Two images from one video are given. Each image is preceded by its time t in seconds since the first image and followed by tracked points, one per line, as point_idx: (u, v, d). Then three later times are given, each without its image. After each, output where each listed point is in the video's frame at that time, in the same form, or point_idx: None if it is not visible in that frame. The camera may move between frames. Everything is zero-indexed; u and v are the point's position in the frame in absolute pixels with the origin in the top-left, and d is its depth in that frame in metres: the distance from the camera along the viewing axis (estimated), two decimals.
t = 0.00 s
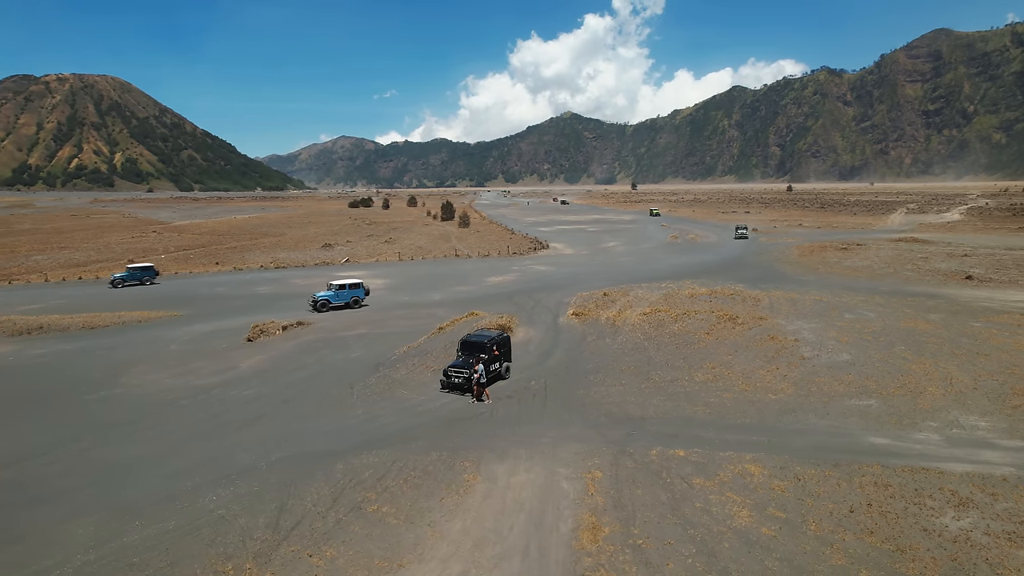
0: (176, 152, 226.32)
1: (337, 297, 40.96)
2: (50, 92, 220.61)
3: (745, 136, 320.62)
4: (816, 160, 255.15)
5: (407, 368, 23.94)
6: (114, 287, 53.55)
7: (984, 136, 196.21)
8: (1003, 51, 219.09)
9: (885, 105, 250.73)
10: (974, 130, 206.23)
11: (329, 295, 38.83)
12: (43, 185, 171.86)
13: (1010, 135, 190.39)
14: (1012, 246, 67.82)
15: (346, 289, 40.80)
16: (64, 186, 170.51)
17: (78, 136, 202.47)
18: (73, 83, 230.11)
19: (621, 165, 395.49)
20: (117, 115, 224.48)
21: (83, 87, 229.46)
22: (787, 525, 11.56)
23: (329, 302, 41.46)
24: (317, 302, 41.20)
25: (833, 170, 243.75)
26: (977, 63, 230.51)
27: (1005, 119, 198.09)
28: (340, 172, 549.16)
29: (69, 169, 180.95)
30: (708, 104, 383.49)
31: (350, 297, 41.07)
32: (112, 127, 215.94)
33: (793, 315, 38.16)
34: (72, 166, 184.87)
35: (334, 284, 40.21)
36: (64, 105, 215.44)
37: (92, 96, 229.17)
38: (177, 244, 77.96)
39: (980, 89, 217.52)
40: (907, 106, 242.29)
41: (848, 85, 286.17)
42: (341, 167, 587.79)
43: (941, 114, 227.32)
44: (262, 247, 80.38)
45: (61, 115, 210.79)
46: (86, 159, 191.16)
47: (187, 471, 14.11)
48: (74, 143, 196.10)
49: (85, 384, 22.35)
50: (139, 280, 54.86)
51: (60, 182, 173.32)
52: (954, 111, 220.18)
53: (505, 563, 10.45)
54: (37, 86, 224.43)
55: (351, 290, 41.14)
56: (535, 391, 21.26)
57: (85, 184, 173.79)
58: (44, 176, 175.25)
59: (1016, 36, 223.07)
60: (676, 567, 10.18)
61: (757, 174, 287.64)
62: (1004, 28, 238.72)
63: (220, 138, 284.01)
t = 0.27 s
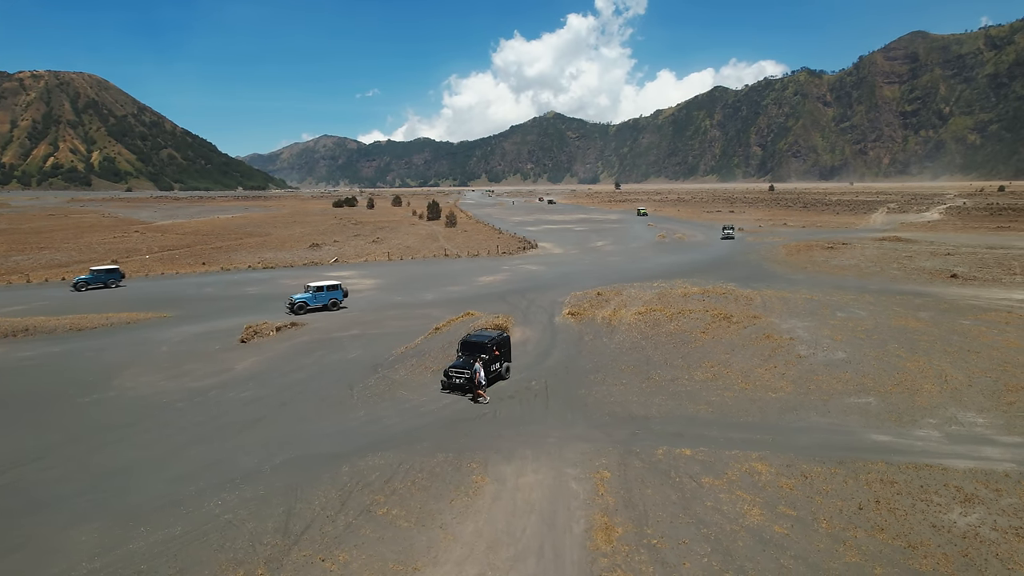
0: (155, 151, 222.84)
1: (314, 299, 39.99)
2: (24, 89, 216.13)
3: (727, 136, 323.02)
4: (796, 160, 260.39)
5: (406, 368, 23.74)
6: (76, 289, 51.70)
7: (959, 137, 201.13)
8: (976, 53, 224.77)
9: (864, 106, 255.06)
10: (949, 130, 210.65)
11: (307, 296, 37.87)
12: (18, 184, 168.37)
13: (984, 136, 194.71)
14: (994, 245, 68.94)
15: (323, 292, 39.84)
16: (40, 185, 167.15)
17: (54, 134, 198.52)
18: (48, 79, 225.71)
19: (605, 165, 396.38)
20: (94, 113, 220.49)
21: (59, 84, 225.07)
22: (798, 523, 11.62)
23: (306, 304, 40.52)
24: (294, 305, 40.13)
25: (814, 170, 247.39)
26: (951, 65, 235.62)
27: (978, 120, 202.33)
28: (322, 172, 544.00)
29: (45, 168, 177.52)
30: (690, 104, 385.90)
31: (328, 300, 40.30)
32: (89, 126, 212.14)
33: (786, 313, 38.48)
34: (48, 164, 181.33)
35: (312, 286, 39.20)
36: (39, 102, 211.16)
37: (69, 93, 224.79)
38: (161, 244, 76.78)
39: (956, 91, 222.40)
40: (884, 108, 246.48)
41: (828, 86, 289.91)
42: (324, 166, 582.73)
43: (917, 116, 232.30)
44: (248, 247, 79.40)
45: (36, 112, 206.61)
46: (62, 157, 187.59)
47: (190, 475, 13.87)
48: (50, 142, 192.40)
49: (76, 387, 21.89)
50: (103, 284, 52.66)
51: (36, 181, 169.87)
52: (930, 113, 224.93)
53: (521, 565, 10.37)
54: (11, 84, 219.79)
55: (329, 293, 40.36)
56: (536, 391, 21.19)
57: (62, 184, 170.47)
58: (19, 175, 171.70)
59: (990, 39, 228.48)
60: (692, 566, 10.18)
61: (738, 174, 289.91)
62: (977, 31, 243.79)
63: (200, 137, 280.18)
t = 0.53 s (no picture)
0: (134, 150, 219.39)
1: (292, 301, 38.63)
2: None
3: (709, 136, 325.43)
4: (777, 160, 261.82)
5: (405, 369, 23.54)
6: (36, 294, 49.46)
7: (936, 138, 204.69)
8: (953, 55, 229.79)
9: (843, 107, 258.42)
10: (926, 132, 213.60)
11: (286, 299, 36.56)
12: None
13: (960, 137, 197.48)
14: (976, 244, 69.94)
15: (301, 294, 38.52)
16: (15, 185, 163.77)
17: (30, 133, 194.65)
18: (23, 77, 221.19)
19: (589, 165, 396.91)
20: (71, 111, 216.52)
21: (34, 81, 220.76)
22: (809, 521, 11.67)
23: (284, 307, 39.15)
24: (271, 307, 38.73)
25: (795, 170, 250.73)
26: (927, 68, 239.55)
27: (954, 121, 205.38)
28: (303, 171, 538.44)
29: (20, 167, 173.98)
30: (673, 104, 388.10)
31: (306, 302, 39.15)
32: (66, 124, 208.29)
33: (779, 313, 38.83)
34: (23, 164, 177.71)
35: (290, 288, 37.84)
36: (14, 100, 206.83)
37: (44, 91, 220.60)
38: (145, 245, 75.60)
39: (932, 93, 227.08)
40: (862, 109, 249.29)
41: (808, 87, 293.62)
42: (306, 166, 577.41)
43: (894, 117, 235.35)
44: (234, 247, 78.39)
45: (10, 110, 202.26)
46: (37, 157, 183.92)
47: (193, 480, 13.63)
48: (25, 140, 188.66)
49: (68, 391, 21.44)
50: (64, 286, 50.07)
51: (11, 180, 166.37)
52: (906, 113, 227.87)
53: (537, 568, 10.30)
54: None
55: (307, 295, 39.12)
56: (537, 391, 21.11)
57: (38, 183, 167.16)
58: None
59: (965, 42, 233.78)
60: (708, 565, 10.17)
61: (720, 173, 292.15)
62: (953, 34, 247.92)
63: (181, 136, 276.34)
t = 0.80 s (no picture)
0: (113, 149, 215.92)
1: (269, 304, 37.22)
2: None
3: (691, 136, 328.39)
4: (760, 160, 263.05)
5: (404, 370, 23.36)
6: None
7: (913, 138, 214.38)
8: (929, 57, 238.81)
9: (824, 107, 265.49)
10: (904, 133, 223.27)
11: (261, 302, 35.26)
12: None
13: (936, 137, 206.10)
14: (957, 243, 71.30)
15: (278, 296, 36.90)
16: None
17: (4, 131, 190.45)
18: None
19: (572, 164, 397.78)
20: (47, 109, 212.45)
21: (8, 78, 216.23)
22: (820, 518, 11.74)
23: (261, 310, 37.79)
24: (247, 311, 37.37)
25: (776, 169, 254.79)
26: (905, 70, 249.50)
27: (931, 122, 214.56)
28: (285, 170, 532.72)
29: None
30: (655, 104, 390.84)
31: (283, 305, 37.56)
32: (42, 122, 204.29)
33: (773, 311, 39.25)
34: None
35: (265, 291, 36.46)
36: None
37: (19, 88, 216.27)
38: (129, 245, 74.39)
39: (910, 94, 235.38)
40: (843, 109, 257.39)
41: (789, 88, 298.11)
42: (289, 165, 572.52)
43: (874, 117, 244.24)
44: (220, 247, 77.36)
45: None
46: (12, 155, 180.15)
47: (197, 483, 13.40)
48: None
49: (60, 394, 20.96)
50: (24, 290, 48.84)
51: None
52: (885, 115, 236.64)
53: (554, 568, 10.25)
54: None
55: (284, 297, 37.53)
56: (539, 391, 21.06)
57: (13, 182, 163.52)
58: None
59: (941, 45, 241.65)
60: (725, 563, 10.19)
61: (703, 173, 294.88)
62: (928, 37, 256.15)
63: (160, 135, 272.40)
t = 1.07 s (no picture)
0: (90, 148, 212.08)
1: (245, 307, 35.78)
2: None
3: (673, 136, 329.64)
4: (742, 160, 270.16)
5: (404, 370, 23.18)
6: None
7: (893, 139, 217.55)
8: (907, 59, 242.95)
9: (804, 108, 269.30)
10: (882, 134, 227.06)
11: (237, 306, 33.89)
12: None
13: (914, 137, 210.74)
14: (940, 242, 72.25)
15: (255, 299, 35.24)
16: None
17: None
18: None
19: (556, 164, 397.71)
20: (22, 107, 207.97)
21: None
22: (830, 514, 11.83)
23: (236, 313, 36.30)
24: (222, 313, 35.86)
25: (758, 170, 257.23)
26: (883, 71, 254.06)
27: (909, 123, 219.10)
28: (267, 170, 526.40)
29: None
30: (639, 104, 392.30)
31: (260, 307, 36.12)
32: (17, 120, 199.99)
33: (766, 311, 39.52)
34: None
35: (241, 293, 34.99)
36: None
37: None
38: (112, 246, 73.19)
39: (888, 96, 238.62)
40: (823, 110, 261.21)
41: (770, 88, 301.30)
42: (270, 165, 565.73)
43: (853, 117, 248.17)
44: (206, 248, 76.35)
45: None
46: None
47: (202, 487, 13.17)
48: None
49: (53, 398, 20.55)
50: None
51: None
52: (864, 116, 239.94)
53: (570, 569, 10.22)
54: None
55: (261, 300, 35.84)
56: (541, 391, 21.00)
57: None
58: None
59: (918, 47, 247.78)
60: (740, 561, 10.21)
61: (686, 173, 296.55)
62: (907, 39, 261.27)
63: (139, 134, 267.96)
